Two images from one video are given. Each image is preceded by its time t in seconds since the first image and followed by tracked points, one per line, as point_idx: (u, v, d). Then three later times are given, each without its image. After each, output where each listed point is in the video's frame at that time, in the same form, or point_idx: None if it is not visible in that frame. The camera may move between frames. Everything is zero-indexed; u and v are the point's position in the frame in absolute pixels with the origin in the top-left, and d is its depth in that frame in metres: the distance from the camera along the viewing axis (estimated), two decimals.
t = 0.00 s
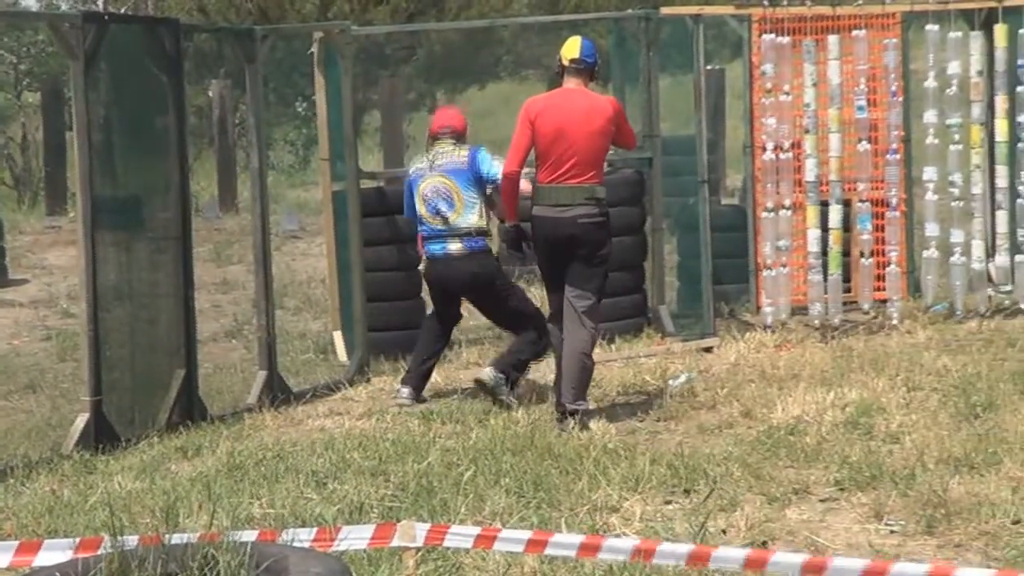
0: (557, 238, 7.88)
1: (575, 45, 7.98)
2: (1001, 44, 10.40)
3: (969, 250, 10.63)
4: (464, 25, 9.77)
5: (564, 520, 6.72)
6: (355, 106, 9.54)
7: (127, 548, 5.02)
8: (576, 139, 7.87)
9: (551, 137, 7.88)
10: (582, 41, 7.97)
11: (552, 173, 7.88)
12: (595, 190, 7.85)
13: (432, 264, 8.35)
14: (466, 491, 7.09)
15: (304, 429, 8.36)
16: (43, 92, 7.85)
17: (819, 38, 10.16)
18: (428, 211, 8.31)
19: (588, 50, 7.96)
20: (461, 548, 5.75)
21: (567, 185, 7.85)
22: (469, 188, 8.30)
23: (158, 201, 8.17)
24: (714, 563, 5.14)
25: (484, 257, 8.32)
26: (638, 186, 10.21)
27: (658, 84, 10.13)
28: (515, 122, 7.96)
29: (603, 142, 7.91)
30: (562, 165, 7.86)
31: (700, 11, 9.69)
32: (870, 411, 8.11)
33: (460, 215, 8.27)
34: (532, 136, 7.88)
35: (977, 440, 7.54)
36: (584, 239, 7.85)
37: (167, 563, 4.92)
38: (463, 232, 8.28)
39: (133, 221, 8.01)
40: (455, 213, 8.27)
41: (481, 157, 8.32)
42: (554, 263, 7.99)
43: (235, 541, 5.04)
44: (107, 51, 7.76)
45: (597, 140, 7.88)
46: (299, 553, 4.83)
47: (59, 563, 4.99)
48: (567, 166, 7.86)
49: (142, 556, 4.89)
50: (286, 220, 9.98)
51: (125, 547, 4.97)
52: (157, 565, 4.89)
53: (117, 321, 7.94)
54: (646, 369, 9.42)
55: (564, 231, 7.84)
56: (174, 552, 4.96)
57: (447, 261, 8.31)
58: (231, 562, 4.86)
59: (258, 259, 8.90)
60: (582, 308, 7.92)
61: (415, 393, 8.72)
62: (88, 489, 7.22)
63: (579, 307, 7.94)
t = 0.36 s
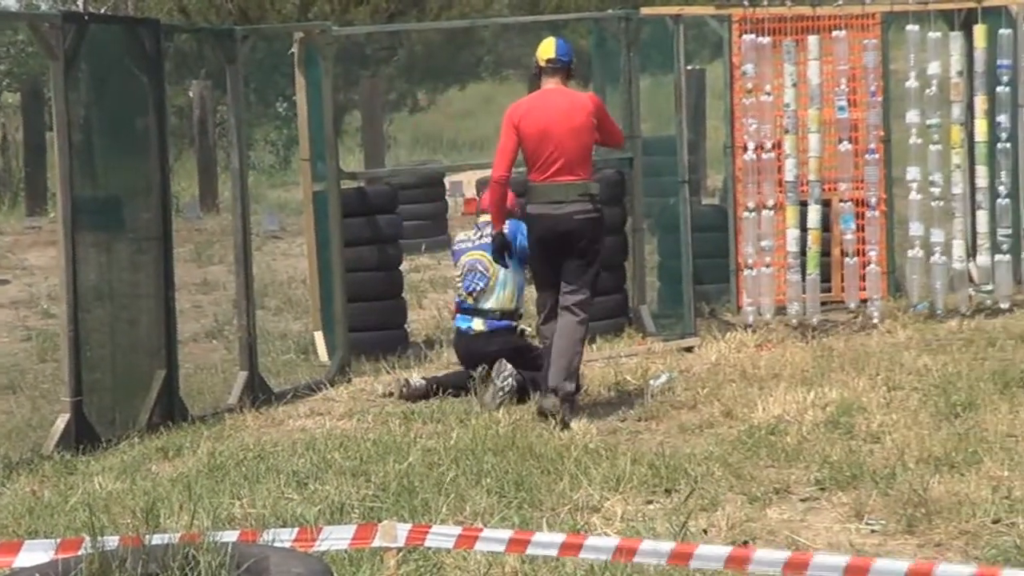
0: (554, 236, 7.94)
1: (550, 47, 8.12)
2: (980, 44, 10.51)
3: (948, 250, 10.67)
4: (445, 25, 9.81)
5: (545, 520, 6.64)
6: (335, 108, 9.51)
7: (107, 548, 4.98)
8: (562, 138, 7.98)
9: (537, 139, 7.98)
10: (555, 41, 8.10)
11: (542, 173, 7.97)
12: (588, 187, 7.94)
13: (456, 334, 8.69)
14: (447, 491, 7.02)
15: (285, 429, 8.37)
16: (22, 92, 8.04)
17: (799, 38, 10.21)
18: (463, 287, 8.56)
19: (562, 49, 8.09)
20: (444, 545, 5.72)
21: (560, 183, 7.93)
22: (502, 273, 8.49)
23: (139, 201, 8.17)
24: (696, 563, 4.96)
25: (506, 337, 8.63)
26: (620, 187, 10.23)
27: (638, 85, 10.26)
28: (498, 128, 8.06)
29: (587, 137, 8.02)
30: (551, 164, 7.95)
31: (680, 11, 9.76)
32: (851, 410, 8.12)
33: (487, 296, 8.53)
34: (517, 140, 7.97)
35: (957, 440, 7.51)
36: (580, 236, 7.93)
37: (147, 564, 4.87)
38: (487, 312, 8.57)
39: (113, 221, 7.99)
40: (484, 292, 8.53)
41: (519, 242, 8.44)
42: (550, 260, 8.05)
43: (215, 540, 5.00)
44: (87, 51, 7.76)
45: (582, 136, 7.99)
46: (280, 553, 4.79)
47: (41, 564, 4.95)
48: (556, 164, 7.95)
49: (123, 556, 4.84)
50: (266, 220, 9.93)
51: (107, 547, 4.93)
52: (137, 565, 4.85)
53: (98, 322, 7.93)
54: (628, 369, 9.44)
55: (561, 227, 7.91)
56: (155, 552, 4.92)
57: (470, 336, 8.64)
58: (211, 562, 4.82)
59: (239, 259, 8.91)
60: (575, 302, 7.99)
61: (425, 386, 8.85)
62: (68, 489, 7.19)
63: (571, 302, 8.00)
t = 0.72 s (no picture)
0: (549, 229, 8.04)
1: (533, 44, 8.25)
2: (965, 43, 10.50)
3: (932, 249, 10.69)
4: (430, 24, 9.85)
5: (531, 518, 6.60)
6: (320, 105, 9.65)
7: (92, 546, 4.95)
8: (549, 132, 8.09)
9: (524, 134, 8.10)
10: (537, 38, 8.23)
11: (532, 167, 8.08)
12: (579, 177, 8.07)
13: (441, 330, 8.78)
14: (432, 489, 7.00)
15: (270, 427, 8.37)
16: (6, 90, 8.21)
17: (783, 37, 10.20)
18: (453, 280, 8.71)
19: (543, 45, 8.21)
20: (431, 544, 5.70)
21: (549, 176, 8.05)
22: (493, 267, 8.60)
23: (124, 199, 8.17)
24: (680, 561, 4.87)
25: (487, 336, 8.64)
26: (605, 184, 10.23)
27: (623, 83, 10.29)
28: (486, 125, 8.19)
29: (574, 130, 8.13)
30: (540, 158, 8.06)
31: (665, 8, 9.79)
32: (836, 408, 8.13)
33: (473, 290, 8.63)
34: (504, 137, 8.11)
35: (942, 438, 7.50)
36: (577, 227, 8.04)
37: (132, 562, 4.85)
38: (471, 308, 8.64)
39: (98, 219, 7.98)
40: (470, 286, 8.63)
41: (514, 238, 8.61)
42: (547, 252, 8.14)
43: (199, 538, 4.97)
44: (72, 49, 7.76)
45: (568, 129, 8.10)
46: (266, 552, 4.76)
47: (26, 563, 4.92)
48: (545, 158, 8.06)
49: (109, 555, 4.82)
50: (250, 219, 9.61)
51: (92, 546, 4.90)
52: (123, 563, 4.82)
53: (82, 321, 7.91)
54: (614, 367, 9.45)
55: (556, 219, 8.01)
56: (140, 552, 4.89)
57: (452, 332, 8.71)
58: (197, 562, 4.79)
59: (224, 258, 8.92)
60: (586, 297, 8.20)
61: (413, 385, 8.85)
62: (53, 488, 7.18)
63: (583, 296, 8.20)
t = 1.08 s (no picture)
0: (549, 227, 8.07)
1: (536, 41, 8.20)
2: (953, 43, 10.52)
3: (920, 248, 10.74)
4: (419, 24, 9.86)
5: (521, 518, 6.59)
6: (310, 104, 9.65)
7: (82, 547, 4.94)
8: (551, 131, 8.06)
9: (527, 131, 8.06)
10: (541, 35, 8.16)
11: (533, 166, 8.08)
12: (580, 175, 8.08)
13: (435, 328, 8.77)
14: (422, 489, 6.99)
15: (260, 427, 8.36)
16: None
17: (772, 37, 10.22)
18: (448, 278, 8.69)
19: (547, 43, 8.15)
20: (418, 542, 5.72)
21: (550, 175, 8.06)
22: (490, 266, 8.58)
23: (113, 199, 8.16)
24: (671, 562, 4.94)
25: (482, 336, 8.65)
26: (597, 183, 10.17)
27: (614, 83, 10.28)
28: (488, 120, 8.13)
29: (576, 129, 8.11)
30: (542, 158, 8.05)
31: (655, 8, 9.86)
32: (825, 408, 8.13)
33: (469, 289, 8.62)
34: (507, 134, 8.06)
35: (931, 437, 7.51)
36: (578, 225, 8.07)
37: (122, 562, 4.83)
38: (466, 307, 8.63)
39: (87, 219, 7.97)
40: (466, 285, 8.62)
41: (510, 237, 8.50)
42: (546, 250, 8.17)
43: (189, 538, 4.96)
44: (62, 48, 7.74)
45: (571, 129, 8.08)
46: (256, 551, 4.75)
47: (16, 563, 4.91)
48: (547, 158, 8.05)
49: (98, 555, 4.81)
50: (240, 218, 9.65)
51: (82, 546, 4.88)
52: (113, 563, 4.80)
53: (71, 321, 7.89)
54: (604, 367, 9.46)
55: (557, 217, 8.04)
56: (130, 551, 4.88)
57: (446, 330, 8.69)
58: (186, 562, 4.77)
59: (213, 258, 8.92)
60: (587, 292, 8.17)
61: (403, 387, 8.84)
62: (43, 488, 7.17)
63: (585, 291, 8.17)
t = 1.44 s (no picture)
0: (554, 226, 8.07)
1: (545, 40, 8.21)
2: (946, 43, 10.50)
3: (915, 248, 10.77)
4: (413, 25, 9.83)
5: (516, 518, 6.58)
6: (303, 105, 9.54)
7: (76, 548, 4.93)
8: (560, 132, 8.10)
9: (536, 130, 8.08)
10: (550, 34, 8.18)
11: (541, 166, 8.10)
12: (583, 174, 8.11)
13: (434, 318, 8.67)
14: (416, 489, 6.99)
15: (254, 428, 8.35)
16: None
17: (767, 37, 10.28)
18: (448, 268, 8.63)
19: (556, 42, 8.18)
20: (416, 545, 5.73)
21: (556, 174, 8.08)
22: (490, 257, 8.53)
23: (107, 200, 8.16)
24: (667, 559, 4.90)
25: (480, 325, 8.55)
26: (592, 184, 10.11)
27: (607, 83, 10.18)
28: (496, 118, 8.12)
29: (583, 130, 8.16)
30: (550, 158, 8.08)
31: (650, 9, 9.85)
32: (819, 408, 8.14)
33: (469, 278, 8.56)
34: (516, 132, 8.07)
35: (925, 437, 7.52)
36: (582, 223, 8.08)
37: (116, 562, 4.82)
38: (465, 295, 8.56)
39: (81, 220, 7.97)
40: (466, 275, 8.56)
41: (517, 236, 8.39)
42: (550, 250, 8.15)
43: (182, 539, 4.96)
44: (56, 48, 7.74)
45: (579, 130, 8.12)
46: (250, 551, 4.74)
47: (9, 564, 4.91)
48: (555, 158, 8.08)
49: (92, 556, 4.80)
50: (234, 220, 9.74)
51: (76, 546, 4.87)
52: (107, 563, 4.80)
53: (64, 322, 7.89)
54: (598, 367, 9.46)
55: (563, 216, 8.06)
56: (123, 552, 4.87)
57: (444, 319, 8.60)
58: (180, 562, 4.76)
59: (207, 259, 8.93)
60: (589, 291, 8.17)
61: (396, 387, 8.83)
62: (36, 489, 7.16)
63: (587, 289, 8.17)
